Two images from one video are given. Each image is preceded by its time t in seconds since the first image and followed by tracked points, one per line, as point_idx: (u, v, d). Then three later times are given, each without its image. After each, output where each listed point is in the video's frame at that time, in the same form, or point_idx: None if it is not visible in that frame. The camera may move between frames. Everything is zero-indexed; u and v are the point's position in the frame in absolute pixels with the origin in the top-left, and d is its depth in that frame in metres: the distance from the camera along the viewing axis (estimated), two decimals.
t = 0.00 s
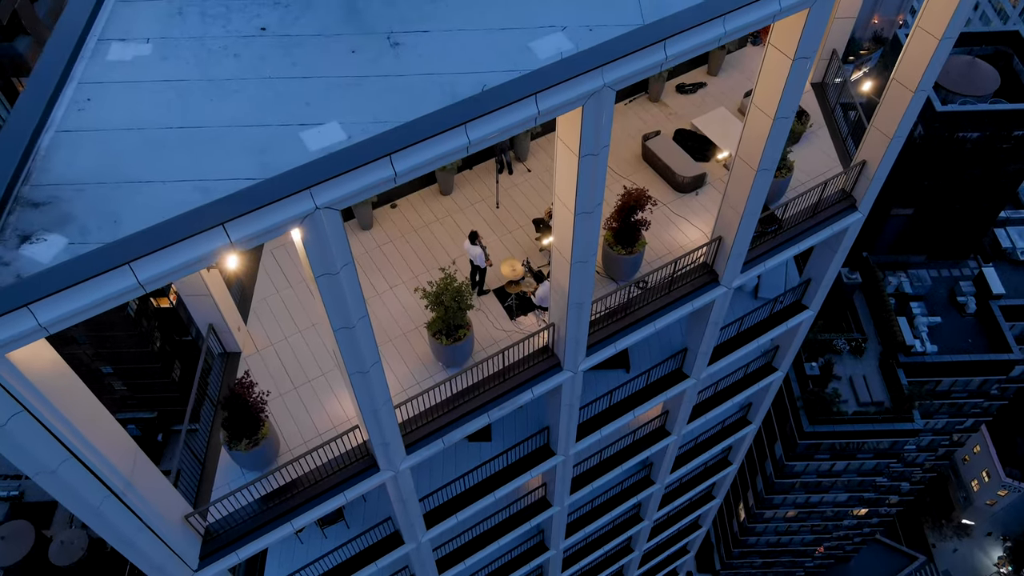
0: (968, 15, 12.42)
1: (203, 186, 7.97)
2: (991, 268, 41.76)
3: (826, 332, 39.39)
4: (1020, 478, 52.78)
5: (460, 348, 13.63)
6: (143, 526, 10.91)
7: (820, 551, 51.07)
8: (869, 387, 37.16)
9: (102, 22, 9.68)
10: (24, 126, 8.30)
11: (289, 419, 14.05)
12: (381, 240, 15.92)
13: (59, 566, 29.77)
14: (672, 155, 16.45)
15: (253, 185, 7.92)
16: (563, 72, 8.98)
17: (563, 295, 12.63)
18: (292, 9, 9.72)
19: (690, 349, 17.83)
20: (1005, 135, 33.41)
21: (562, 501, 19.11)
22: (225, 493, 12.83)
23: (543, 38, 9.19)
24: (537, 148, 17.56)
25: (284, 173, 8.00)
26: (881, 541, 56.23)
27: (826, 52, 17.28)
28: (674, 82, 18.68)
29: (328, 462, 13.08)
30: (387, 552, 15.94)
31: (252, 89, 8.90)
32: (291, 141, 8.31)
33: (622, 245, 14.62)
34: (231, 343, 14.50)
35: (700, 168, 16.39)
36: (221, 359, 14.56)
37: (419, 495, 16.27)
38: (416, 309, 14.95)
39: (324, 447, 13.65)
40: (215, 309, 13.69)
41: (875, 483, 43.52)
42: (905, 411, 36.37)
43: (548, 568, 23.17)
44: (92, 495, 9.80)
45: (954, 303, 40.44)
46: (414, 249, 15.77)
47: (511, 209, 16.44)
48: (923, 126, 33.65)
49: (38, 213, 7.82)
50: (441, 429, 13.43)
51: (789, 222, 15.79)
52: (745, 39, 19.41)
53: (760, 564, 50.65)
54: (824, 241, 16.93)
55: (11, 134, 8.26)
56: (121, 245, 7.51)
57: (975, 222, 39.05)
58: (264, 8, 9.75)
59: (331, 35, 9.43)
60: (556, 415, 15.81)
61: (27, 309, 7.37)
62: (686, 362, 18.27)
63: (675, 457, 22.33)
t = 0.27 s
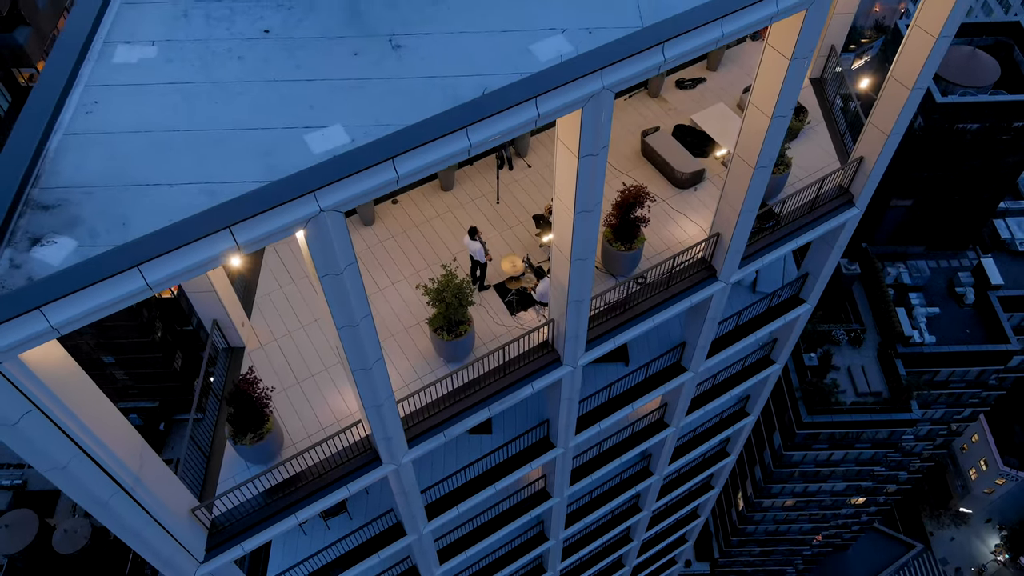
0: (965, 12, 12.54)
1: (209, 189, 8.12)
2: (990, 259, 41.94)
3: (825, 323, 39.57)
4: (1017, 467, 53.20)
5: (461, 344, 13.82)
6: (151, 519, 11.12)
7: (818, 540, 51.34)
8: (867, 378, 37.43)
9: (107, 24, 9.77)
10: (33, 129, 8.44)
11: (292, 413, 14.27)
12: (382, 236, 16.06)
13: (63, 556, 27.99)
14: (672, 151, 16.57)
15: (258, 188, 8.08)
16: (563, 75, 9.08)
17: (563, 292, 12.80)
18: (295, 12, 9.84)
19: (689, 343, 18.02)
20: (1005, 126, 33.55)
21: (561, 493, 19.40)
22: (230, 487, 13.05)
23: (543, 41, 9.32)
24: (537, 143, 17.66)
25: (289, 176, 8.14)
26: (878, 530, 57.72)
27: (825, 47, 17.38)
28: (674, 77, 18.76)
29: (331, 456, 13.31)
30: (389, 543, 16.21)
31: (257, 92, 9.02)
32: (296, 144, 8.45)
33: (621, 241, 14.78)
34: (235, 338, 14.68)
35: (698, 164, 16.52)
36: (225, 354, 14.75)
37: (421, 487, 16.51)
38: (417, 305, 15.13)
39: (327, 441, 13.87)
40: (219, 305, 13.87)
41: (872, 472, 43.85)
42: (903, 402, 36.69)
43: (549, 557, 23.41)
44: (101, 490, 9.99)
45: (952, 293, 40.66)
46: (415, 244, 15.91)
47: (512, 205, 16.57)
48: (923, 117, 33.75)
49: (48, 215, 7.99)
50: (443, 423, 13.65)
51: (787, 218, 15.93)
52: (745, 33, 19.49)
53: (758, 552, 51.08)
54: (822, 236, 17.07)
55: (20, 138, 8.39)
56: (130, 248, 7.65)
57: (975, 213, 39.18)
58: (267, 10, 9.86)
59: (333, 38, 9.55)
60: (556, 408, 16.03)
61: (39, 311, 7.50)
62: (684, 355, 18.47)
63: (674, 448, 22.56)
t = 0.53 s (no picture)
0: (961, 16, 12.66)
1: (216, 196, 8.30)
2: (989, 254, 42.08)
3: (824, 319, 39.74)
4: (1015, 461, 53.45)
5: (462, 344, 14.00)
6: (157, 518, 11.32)
7: (817, 534, 51.59)
8: (866, 373, 37.71)
9: (114, 31, 9.89)
10: (42, 137, 8.60)
11: (296, 412, 14.45)
12: (384, 236, 16.20)
13: (66, 548, 31.23)
14: (671, 151, 16.70)
15: (263, 196, 8.25)
16: (563, 82, 9.19)
17: (563, 293, 12.96)
18: (299, 19, 9.96)
19: (687, 342, 18.21)
20: (1003, 122, 33.64)
21: (562, 488, 19.61)
22: (235, 485, 13.24)
23: (543, 48, 9.45)
24: (537, 143, 17.77)
25: (293, 184, 8.30)
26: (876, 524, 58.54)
27: (823, 48, 17.48)
28: (673, 77, 18.87)
29: (334, 455, 13.48)
30: (391, 539, 16.44)
31: (261, 100, 9.16)
32: (300, 152, 8.62)
33: (620, 242, 14.93)
34: (239, 338, 14.85)
35: (697, 165, 16.63)
36: (229, 353, 14.92)
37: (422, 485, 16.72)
38: (418, 305, 15.29)
39: (331, 440, 14.05)
40: (223, 306, 14.05)
41: (870, 467, 44.14)
42: (901, 397, 36.92)
43: (548, 552, 23.72)
44: (109, 490, 10.19)
45: (951, 289, 40.84)
46: (417, 244, 16.06)
47: (512, 205, 16.71)
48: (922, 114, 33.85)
49: (57, 222, 8.17)
50: (445, 422, 13.82)
51: (785, 218, 16.08)
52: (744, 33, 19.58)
53: (756, 546, 51.43)
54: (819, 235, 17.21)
55: (29, 145, 8.55)
56: (138, 255, 7.81)
57: (974, 209, 39.28)
58: (271, 17, 9.98)
59: (337, 44, 9.68)
60: (555, 406, 16.23)
61: (50, 317, 7.63)
62: (683, 354, 18.64)
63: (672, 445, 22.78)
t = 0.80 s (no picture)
0: (957, 23, 12.79)
1: (222, 206, 8.47)
2: (988, 253, 42.23)
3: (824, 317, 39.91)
4: (1014, 458, 53.67)
5: (463, 347, 14.17)
6: (164, 520, 11.49)
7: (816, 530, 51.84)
8: (864, 371, 37.91)
9: (121, 40, 10.03)
10: (51, 147, 8.76)
11: (299, 414, 14.62)
12: (386, 239, 16.35)
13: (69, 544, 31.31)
14: (670, 155, 16.83)
15: (269, 206, 8.42)
16: (563, 92, 9.31)
17: (563, 297, 13.11)
18: (302, 29, 10.10)
19: (686, 343, 18.39)
20: (1002, 121, 33.77)
21: (562, 488, 19.80)
22: (240, 486, 13.42)
23: (543, 58, 9.60)
24: (538, 147, 17.93)
25: (298, 193, 8.47)
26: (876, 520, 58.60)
27: (821, 51, 17.63)
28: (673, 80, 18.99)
29: (337, 456, 13.66)
30: (393, 538, 16.63)
31: (267, 109, 9.32)
32: (304, 161, 8.79)
33: (619, 245, 15.08)
34: (243, 340, 15.02)
35: (696, 168, 16.78)
36: (233, 356, 15.09)
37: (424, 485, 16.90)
38: (420, 308, 15.45)
39: (334, 441, 14.23)
40: (228, 309, 14.22)
41: (869, 464, 44.35)
42: (900, 395, 37.09)
43: (548, 550, 23.93)
44: (117, 493, 10.36)
45: (949, 287, 41.00)
46: (418, 247, 16.21)
47: (513, 208, 16.86)
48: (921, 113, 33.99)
49: (67, 232, 8.35)
50: (446, 424, 14.00)
51: (783, 221, 16.21)
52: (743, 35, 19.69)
53: (756, 543, 51.69)
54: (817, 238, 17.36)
55: (39, 155, 8.70)
56: (147, 264, 7.98)
57: (972, 208, 39.44)
58: (275, 27, 10.13)
59: (340, 54, 9.83)
60: (555, 407, 16.40)
61: (61, 326, 7.78)
62: (681, 355, 18.82)
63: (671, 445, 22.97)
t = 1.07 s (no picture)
0: (953, 30, 12.94)
1: (229, 215, 8.64)
2: (987, 251, 42.44)
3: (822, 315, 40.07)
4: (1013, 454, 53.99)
5: (464, 349, 14.31)
6: (170, 521, 11.69)
7: (815, 527, 52.12)
8: (863, 369, 38.10)
9: (127, 50, 10.18)
10: (61, 157, 8.93)
11: (302, 416, 14.80)
12: (388, 242, 16.49)
13: (71, 542, 29.38)
14: (669, 158, 16.98)
15: (275, 215, 8.60)
16: (564, 101, 9.43)
17: (564, 300, 13.26)
18: (306, 38, 10.25)
19: (685, 344, 18.55)
20: (1001, 120, 33.94)
21: (561, 488, 20.05)
22: (244, 487, 13.60)
23: (543, 68, 9.76)
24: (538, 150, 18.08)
25: (304, 203, 8.63)
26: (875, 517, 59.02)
27: (819, 55, 17.77)
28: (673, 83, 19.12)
29: (340, 458, 13.85)
30: (395, 538, 16.82)
31: (272, 118, 9.47)
32: (309, 170, 8.96)
33: (618, 248, 15.24)
34: (247, 342, 15.20)
35: (694, 171, 16.93)
36: (237, 358, 15.28)
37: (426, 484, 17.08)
38: (422, 310, 15.62)
39: (336, 442, 14.42)
40: (232, 312, 14.39)
41: (868, 461, 44.57)
42: (899, 393, 37.27)
43: (548, 548, 24.08)
44: (125, 495, 10.55)
45: (948, 285, 41.19)
46: (420, 250, 16.37)
47: (513, 211, 17.01)
48: (921, 112, 34.13)
49: (77, 240, 8.52)
50: (447, 425, 14.18)
51: (781, 224, 16.36)
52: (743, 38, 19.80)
53: (754, 540, 51.89)
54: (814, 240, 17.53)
55: (48, 165, 8.87)
56: (155, 273, 8.14)
57: (970, 207, 39.69)
58: (279, 36, 10.27)
59: (343, 64, 9.98)
60: (555, 408, 16.56)
61: (72, 334, 7.95)
62: (680, 356, 18.98)
63: (670, 444, 23.16)
